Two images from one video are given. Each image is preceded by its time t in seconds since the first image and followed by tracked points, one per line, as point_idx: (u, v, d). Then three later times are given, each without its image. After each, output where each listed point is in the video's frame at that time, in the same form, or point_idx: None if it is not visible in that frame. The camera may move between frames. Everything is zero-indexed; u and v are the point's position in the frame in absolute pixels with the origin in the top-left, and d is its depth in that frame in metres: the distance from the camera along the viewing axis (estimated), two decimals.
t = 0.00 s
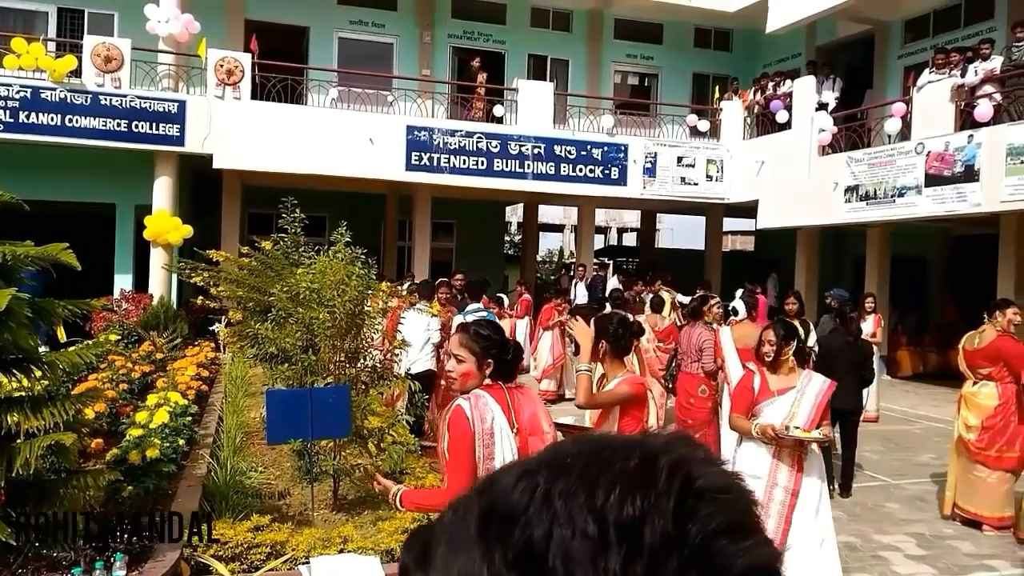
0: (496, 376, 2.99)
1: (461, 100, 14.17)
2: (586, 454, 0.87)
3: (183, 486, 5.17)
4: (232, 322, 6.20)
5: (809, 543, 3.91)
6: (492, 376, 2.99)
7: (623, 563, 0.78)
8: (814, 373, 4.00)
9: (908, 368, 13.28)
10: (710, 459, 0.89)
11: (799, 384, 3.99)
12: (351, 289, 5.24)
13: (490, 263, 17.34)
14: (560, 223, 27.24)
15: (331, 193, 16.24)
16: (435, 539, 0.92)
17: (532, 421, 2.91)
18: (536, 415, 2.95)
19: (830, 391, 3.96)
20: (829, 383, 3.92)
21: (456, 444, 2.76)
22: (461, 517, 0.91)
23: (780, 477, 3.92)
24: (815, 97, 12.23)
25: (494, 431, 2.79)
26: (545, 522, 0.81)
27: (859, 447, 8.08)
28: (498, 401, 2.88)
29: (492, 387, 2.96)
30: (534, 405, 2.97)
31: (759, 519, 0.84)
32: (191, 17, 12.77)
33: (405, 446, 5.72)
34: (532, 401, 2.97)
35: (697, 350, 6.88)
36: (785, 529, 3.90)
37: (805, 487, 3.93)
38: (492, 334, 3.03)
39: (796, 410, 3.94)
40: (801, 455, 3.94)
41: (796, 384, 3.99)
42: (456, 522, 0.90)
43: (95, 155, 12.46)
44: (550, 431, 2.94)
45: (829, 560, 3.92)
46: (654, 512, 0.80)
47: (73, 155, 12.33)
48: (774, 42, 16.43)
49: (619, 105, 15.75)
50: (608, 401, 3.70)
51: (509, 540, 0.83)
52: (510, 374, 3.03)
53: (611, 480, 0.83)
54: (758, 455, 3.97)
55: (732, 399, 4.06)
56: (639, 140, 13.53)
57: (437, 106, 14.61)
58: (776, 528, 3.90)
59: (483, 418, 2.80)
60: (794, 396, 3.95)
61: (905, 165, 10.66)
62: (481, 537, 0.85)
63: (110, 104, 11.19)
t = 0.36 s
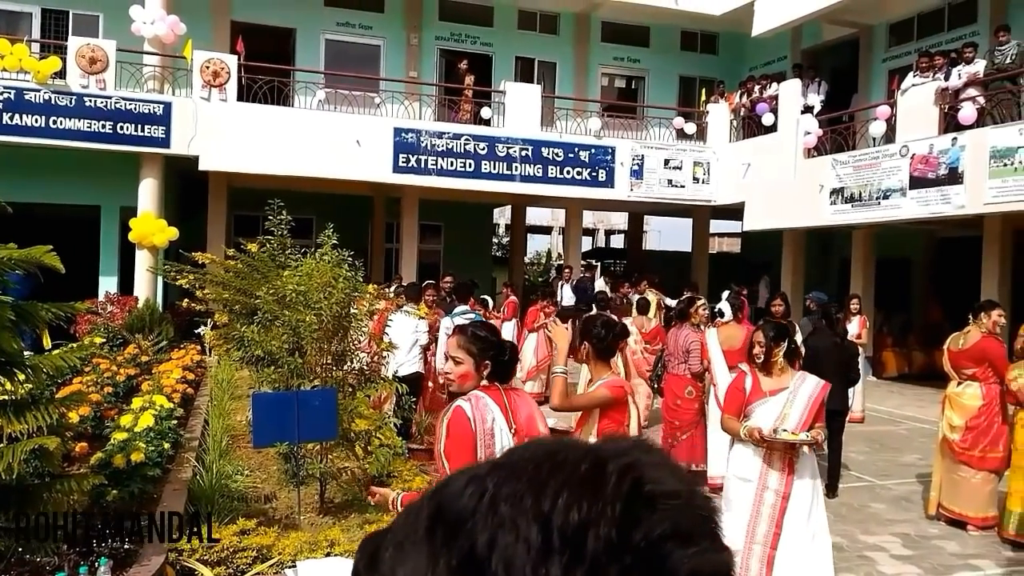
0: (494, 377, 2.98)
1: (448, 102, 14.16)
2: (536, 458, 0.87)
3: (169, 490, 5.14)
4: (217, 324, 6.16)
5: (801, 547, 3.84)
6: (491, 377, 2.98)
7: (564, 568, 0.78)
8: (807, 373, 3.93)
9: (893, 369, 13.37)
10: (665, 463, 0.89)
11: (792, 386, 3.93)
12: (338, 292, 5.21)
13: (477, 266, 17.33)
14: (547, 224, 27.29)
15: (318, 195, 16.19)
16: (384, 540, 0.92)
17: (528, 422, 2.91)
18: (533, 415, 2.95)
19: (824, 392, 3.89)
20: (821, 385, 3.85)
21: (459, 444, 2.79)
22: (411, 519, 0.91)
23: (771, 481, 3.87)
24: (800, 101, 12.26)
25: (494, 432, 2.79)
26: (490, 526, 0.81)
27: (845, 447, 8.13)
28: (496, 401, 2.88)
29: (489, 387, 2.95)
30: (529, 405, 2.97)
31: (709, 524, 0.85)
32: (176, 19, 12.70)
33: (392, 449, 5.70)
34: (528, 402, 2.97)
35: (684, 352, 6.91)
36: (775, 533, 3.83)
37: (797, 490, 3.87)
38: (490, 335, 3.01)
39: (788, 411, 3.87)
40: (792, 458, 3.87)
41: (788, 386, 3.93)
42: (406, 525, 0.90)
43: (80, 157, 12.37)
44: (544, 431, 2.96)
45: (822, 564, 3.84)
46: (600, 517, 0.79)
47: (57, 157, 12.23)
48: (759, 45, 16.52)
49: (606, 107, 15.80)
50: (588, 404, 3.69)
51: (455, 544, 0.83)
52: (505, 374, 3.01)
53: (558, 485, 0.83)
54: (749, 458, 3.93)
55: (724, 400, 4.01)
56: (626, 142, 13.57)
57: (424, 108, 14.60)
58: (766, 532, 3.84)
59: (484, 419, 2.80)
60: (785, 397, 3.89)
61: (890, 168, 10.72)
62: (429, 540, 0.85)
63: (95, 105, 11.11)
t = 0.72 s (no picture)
0: (489, 378, 2.98)
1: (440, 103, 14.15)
2: (500, 461, 0.86)
3: (157, 491, 5.14)
4: (207, 325, 6.13)
5: (792, 547, 3.81)
6: (486, 376, 2.98)
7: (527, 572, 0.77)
8: (800, 373, 3.92)
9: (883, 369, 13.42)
10: (632, 464, 0.89)
11: (784, 386, 3.91)
12: (328, 292, 5.20)
13: (469, 266, 17.31)
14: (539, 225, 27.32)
15: (309, 196, 16.15)
16: (345, 547, 0.90)
17: (523, 422, 2.90)
18: (528, 415, 2.93)
19: (817, 391, 3.89)
20: (814, 384, 3.84)
21: (457, 445, 2.78)
22: (370, 527, 0.88)
23: (761, 479, 3.86)
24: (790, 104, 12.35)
25: (492, 431, 2.79)
26: (451, 532, 0.80)
27: (835, 447, 8.15)
28: (492, 401, 2.87)
29: (485, 387, 2.95)
30: (525, 406, 2.95)
31: (675, 521, 0.84)
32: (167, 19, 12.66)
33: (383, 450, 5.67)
34: (524, 402, 2.96)
35: (675, 351, 6.98)
36: (766, 532, 3.82)
37: (787, 489, 3.85)
38: (485, 335, 3.02)
39: (781, 411, 3.86)
40: (783, 457, 3.85)
41: (781, 385, 3.92)
42: (365, 531, 0.88)
43: (70, 158, 12.31)
44: (541, 431, 2.93)
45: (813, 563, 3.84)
46: (561, 521, 0.79)
47: (46, 157, 12.17)
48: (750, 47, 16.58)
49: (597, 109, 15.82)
50: (572, 403, 3.66)
51: (417, 550, 0.81)
52: (499, 375, 3.01)
53: (520, 486, 0.82)
54: (740, 458, 3.93)
55: (717, 400, 4.01)
56: (618, 143, 13.58)
57: (416, 109, 14.58)
58: (757, 531, 3.83)
59: (482, 418, 2.80)
60: (778, 396, 3.88)
61: (880, 169, 10.78)
62: (388, 548, 0.83)
63: (85, 105, 11.05)
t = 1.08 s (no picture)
0: (482, 378, 2.98)
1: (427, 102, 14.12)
2: (441, 468, 0.88)
3: (143, 493, 5.14)
4: (192, 325, 6.09)
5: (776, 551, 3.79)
6: (481, 377, 2.98)
7: None
8: (790, 375, 3.85)
9: (867, 368, 13.51)
10: (571, 467, 0.91)
11: (772, 388, 3.86)
12: (314, 292, 5.17)
13: (456, 266, 17.28)
14: (527, 225, 27.33)
15: (295, 195, 16.07)
16: (281, 559, 0.91)
17: (517, 422, 2.90)
18: (521, 416, 2.94)
19: (806, 394, 3.80)
20: (803, 386, 3.77)
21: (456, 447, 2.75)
22: (305, 540, 0.90)
23: (744, 483, 3.84)
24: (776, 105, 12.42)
25: (489, 429, 2.79)
26: (386, 541, 0.82)
27: (821, 446, 8.20)
28: (488, 400, 2.87)
29: (480, 387, 2.95)
30: (518, 406, 2.96)
31: (615, 518, 0.87)
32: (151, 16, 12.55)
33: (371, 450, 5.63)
34: (517, 402, 2.97)
35: (662, 351, 7.04)
36: (751, 536, 3.80)
37: (772, 493, 3.82)
38: (479, 335, 3.01)
39: (767, 412, 3.81)
40: (768, 460, 3.81)
41: (769, 387, 3.86)
42: (301, 543, 0.90)
43: (53, 157, 12.20)
44: (534, 431, 2.94)
45: (801, 566, 3.80)
46: (495, 526, 0.81)
47: (29, 155, 12.05)
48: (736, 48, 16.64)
49: (585, 109, 15.83)
50: (549, 406, 3.53)
51: (354, 559, 0.83)
52: (492, 375, 3.00)
53: (457, 491, 0.84)
54: (725, 459, 3.92)
55: (707, 402, 3.99)
56: (604, 143, 13.60)
57: (402, 108, 14.53)
58: (741, 535, 3.81)
59: (479, 418, 2.79)
60: (765, 398, 3.83)
61: (864, 170, 10.86)
62: (323, 559, 0.85)
63: (68, 103, 10.94)
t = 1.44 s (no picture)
0: (477, 378, 2.98)
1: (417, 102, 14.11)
2: (382, 471, 0.88)
3: (131, 493, 5.12)
4: (181, 325, 6.05)
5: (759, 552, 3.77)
6: (476, 375, 2.98)
7: None
8: (778, 374, 3.82)
9: (856, 367, 13.56)
10: (520, 466, 0.92)
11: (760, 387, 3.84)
12: (304, 292, 5.15)
13: (447, 266, 17.28)
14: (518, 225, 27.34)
15: (285, 195, 16.04)
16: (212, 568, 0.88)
17: (512, 422, 2.91)
18: (516, 415, 2.95)
19: (794, 393, 3.77)
20: (790, 385, 3.74)
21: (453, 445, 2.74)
22: (238, 548, 0.87)
23: (729, 481, 3.83)
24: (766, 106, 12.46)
25: (485, 428, 2.79)
26: (321, 547, 0.81)
27: (810, 445, 8.23)
28: (483, 399, 2.88)
29: (475, 387, 2.94)
30: (513, 405, 2.97)
31: (557, 517, 0.87)
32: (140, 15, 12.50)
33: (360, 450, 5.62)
34: (512, 401, 2.98)
35: (652, 350, 7.06)
36: (734, 536, 3.79)
37: (756, 494, 3.80)
38: (474, 334, 2.98)
39: (754, 411, 3.79)
40: (754, 460, 3.80)
41: (758, 386, 3.84)
42: (235, 549, 0.87)
43: (42, 156, 12.13)
44: (528, 430, 2.96)
45: (788, 566, 3.74)
46: (433, 530, 0.81)
47: (18, 154, 11.99)
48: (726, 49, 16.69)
49: (575, 109, 15.85)
50: (531, 406, 3.44)
51: (288, 567, 0.81)
52: (488, 373, 3.00)
53: (397, 495, 0.84)
54: (711, 457, 3.91)
55: (697, 400, 3.99)
56: (595, 143, 13.62)
57: (393, 108, 14.51)
58: (724, 534, 3.80)
59: (476, 416, 2.79)
60: (753, 397, 3.81)
61: (853, 171, 10.92)
62: (257, 567, 0.82)
63: (57, 103, 10.88)
